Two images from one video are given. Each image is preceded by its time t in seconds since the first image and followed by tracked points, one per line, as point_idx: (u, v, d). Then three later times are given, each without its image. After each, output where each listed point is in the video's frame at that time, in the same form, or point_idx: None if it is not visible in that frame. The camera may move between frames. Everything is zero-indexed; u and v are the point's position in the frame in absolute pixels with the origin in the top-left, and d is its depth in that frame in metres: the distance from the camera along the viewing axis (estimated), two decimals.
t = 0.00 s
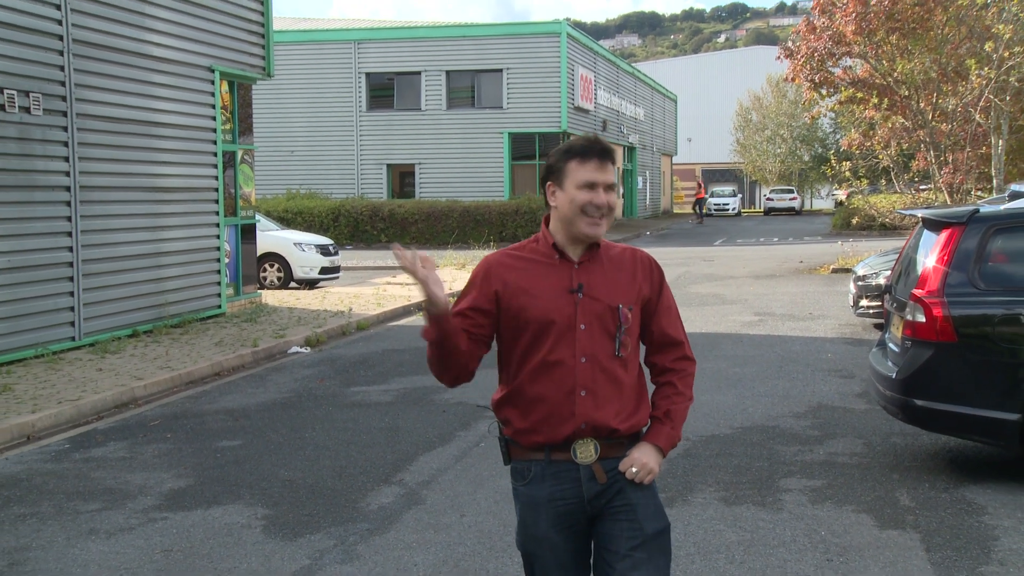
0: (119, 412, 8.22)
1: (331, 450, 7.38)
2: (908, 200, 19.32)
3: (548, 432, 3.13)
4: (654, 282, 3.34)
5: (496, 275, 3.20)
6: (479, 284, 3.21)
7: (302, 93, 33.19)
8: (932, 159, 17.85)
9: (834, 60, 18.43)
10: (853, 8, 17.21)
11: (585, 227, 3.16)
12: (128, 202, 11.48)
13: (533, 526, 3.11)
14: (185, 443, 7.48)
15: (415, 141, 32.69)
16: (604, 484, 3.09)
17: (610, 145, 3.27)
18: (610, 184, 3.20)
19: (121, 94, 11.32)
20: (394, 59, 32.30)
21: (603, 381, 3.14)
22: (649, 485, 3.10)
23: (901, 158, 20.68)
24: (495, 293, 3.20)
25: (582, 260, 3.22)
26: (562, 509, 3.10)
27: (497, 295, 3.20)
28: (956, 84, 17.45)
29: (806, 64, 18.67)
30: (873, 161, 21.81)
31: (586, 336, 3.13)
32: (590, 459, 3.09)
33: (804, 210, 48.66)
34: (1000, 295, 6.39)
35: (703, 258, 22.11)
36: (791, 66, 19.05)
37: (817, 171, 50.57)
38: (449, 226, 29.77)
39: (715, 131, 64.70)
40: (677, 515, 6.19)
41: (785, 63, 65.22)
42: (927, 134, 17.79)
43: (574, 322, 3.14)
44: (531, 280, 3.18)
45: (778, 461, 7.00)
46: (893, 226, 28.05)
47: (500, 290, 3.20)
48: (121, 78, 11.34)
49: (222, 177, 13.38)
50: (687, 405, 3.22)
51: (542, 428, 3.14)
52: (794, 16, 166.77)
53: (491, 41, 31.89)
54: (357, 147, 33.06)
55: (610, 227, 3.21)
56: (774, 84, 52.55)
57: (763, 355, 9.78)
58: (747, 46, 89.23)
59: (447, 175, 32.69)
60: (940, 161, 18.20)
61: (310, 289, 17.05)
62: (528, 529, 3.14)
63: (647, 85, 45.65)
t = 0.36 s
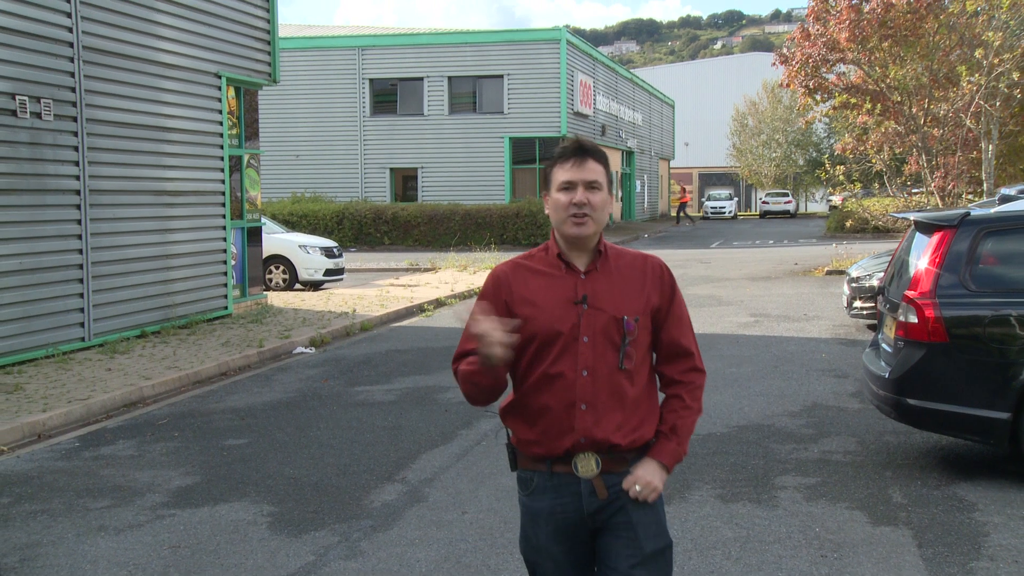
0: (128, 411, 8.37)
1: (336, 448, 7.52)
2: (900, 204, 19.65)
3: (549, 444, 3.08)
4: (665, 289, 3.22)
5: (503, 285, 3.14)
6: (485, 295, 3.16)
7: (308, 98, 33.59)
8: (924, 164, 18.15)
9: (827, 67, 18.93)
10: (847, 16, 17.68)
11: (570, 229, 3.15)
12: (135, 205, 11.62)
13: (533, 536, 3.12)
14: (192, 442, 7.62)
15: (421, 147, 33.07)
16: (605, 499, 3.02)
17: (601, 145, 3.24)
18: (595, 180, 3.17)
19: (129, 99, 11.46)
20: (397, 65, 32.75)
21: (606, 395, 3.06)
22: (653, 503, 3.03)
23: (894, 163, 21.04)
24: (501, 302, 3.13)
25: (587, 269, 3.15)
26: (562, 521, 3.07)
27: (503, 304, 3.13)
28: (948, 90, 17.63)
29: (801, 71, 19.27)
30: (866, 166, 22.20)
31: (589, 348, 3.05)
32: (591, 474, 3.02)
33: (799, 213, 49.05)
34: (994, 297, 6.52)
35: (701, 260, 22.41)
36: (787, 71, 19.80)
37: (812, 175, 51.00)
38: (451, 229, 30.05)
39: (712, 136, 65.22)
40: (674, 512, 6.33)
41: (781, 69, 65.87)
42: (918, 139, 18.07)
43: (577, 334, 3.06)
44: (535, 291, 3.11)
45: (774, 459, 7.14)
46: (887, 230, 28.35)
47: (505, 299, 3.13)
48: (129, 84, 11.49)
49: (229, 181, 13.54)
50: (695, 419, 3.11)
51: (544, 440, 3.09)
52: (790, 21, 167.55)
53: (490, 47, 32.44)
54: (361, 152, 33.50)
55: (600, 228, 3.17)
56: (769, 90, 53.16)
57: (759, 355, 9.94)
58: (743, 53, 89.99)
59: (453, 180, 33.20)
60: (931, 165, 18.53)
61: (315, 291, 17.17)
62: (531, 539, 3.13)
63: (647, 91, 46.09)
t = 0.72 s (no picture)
0: (136, 409, 8.54)
1: (339, 445, 7.66)
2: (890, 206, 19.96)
3: (566, 448, 2.96)
4: (699, 295, 3.05)
5: (532, 279, 3.03)
6: (512, 288, 3.06)
7: (312, 103, 33.95)
8: (915, 167, 18.44)
9: (820, 72, 19.07)
10: (839, 22, 17.75)
11: (601, 225, 2.99)
12: (143, 207, 11.77)
13: (544, 545, 2.99)
14: (198, 439, 7.77)
15: (421, 151, 33.50)
16: (621, 512, 2.89)
17: (635, 141, 3.09)
18: (628, 175, 3.02)
19: (136, 103, 11.60)
20: (398, 69, 33.19)
21: (629, 401, 2.92)
22: (672, 524, 2.88)
23: (885, 166, 21.36)
24: (528, 296, 3.04)
25: (619, 269, 3.00)
26: (575, 534, 2.94)
27: (531, 298, 3.03)
28: (937, 94, 18.06)
29: (795, 76, 19.28)
30: (858, 168, 22.53)
31: (614, 351, 2.91)
32: (609, 485, 2.88)
33: (792, 215, 49.52)
34: (985, 296, 6.68)
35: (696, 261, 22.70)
36: (781, 77, 19.73)
37: (805, 178, 51.42)
38: (452, 230, 30.29)
39: (708, 139, 65.74)
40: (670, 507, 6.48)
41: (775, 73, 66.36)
42: (910, 142, 18.35)
43: (602, 335, 2.91)
44: (564, 287, 2.98)
45: (768, 456, 7.30)
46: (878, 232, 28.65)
47: (533, 293, 3.03)
48: (137, 89, 11.63)
49: (234, 184, 13.72)
50: (721, 436, 2.94)
51: (562, 445, 2.96)
52: (784, 26, 168.58)
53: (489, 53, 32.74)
54: (364, 155, 33.81)
55: (633, 224, 3.02)
56: (763, 95, 53.66)
57: (753, 353, 10.09)
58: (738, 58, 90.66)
59: (455, 183, 33.41)
60: (922, 168, 18.84)
61: (319, 291, 17.30)
62: (542, 548, 3.00)
63: (643, 95, 46.44)
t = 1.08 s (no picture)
0: (143, 407, 8.70)
1: (343, 442, 7.81)
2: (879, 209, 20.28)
3: (582, 448, 2.95)
4: (726, 303, 3.03)
5: (558, 277, 3.07)
6: (538, 286, 3.10)
7: (315, 105, 34.14)
8: (905, 170, 18.75)
9: (813, 77, 19.38)
10: (831, 29, 18.12)
11: (628, 226, 3.01)
12: (150, 209, 11.92)
13: (548, 538, 2.97)
14: (204, 436, 7.92)
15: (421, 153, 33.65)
16: (634, 518, 2.89)
17: (664, 143, 3.10)
18: (655, 174, 3.02)
19: (143, 107, 11.74)
20: (400, 74, 33.38)
21: (650, 405, 2.92)
22: (682, 536, 2.88)
23: (876, 170, 21.69)
24: (551, 294, 3.08)
25: (646, 271, 3.01)
26: (582, 531, 2.93)
27: (555, 296, 3.07)
28: (927, 99, 18.40)
29: (788, 81, 19.65)
30: (848, 172, 22.87)
31: (636, 353, 2.91)
32: (625, 489, 2.89)
33: (786, 218, 49.96)
34: (974, 296, 6.82)
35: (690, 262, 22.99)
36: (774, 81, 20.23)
37: (799, 181, 51.84)
38: (452, 232, 30.47)
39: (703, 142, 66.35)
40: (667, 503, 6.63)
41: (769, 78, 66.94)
42: (900, 146, 18.72)
43: (625, 336, 2.92)
44: (589, 287, 3.02)
45: (763, 453, 7.46)
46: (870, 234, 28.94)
47: (557, 291, 3.07)
48: (144, 94, 11.78)
49: (239, 187, 13.89)
50: (742, 451, 2.92)
51: (578, 444, 2.96)
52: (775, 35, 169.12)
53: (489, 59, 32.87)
54: (366, 157, 33.99)
55: (660, 225, 3.04)
56: (757, 99, 54.11)
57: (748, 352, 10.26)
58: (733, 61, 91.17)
59: (456, 185, 33.58)
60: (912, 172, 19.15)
61: (322, 292, 17.44)
62: (543, 540, 2.98)
63: (639, 99, 46.88)
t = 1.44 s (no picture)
0: (150, 405, 8.85)
1: (346, 439, 7.97)
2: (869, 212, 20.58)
3: (585, 446, 2.95)
4: (728, 304, 3.05)
5: (560, 277, 3.08)
6: (540, 285, 3.11)
7: (318, 106, 34.29)
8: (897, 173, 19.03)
9: (806, 81, 19.87)
10: (825, 33, 18.63)
11: (631, 230, 3.03)
12: (156, 210, 12.05)
13: (549, 530, 2.94)
14: (210, 433, 8.08)
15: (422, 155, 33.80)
16: (634, 517, 2.89)
17: (666, 146, 3.12)
18: (656, 178, 3.04)
19: (150, 111, 11.89)
20: (403, 79, 33.50)
21: (653, 404, 2.92)
22: (682, 536, 2.88)
23: (867, 172, 21.99)
24: (554, 293, 3.08)
25: (648, 271, 3.02)
26: (584, 525, 2.93)
27: (557, 296, 3.08)
28: (918, 103, 18.81)
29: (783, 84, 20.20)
30: (839, 174, 23.20)
31: (639, 352, 2.92)
32: (627, 488, 2.89)
33: (780, 220, 50.43)
34: (963, 296, 6.96)
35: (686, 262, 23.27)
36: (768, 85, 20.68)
37: (792, 183, 52.25)
38: (453, 233, 30.63)
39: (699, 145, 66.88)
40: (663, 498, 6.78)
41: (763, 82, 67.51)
42: (891, 149, 19.14)
43: (628, 335, 2.93)
44: (591, 286, 3.02)
45: (757, 450, 7.62)
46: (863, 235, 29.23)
47: (559, 291, 3.07)
48: (151, 97, 11.93)
49: (244, 189, 14.08)
50: (741, 452, 2.94)
51: (581, 442, 2.96)
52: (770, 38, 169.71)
53: (490, 62, 33.06)
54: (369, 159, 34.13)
55: (662, 229, 3.05)
56: (752, 102, 54.55)
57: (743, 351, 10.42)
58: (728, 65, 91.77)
59: (457, 186, 33.76)
60: (903, 174, 19.43)
61: (326, 292, 17.57)
62: (544, 532, 2.96)
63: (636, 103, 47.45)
